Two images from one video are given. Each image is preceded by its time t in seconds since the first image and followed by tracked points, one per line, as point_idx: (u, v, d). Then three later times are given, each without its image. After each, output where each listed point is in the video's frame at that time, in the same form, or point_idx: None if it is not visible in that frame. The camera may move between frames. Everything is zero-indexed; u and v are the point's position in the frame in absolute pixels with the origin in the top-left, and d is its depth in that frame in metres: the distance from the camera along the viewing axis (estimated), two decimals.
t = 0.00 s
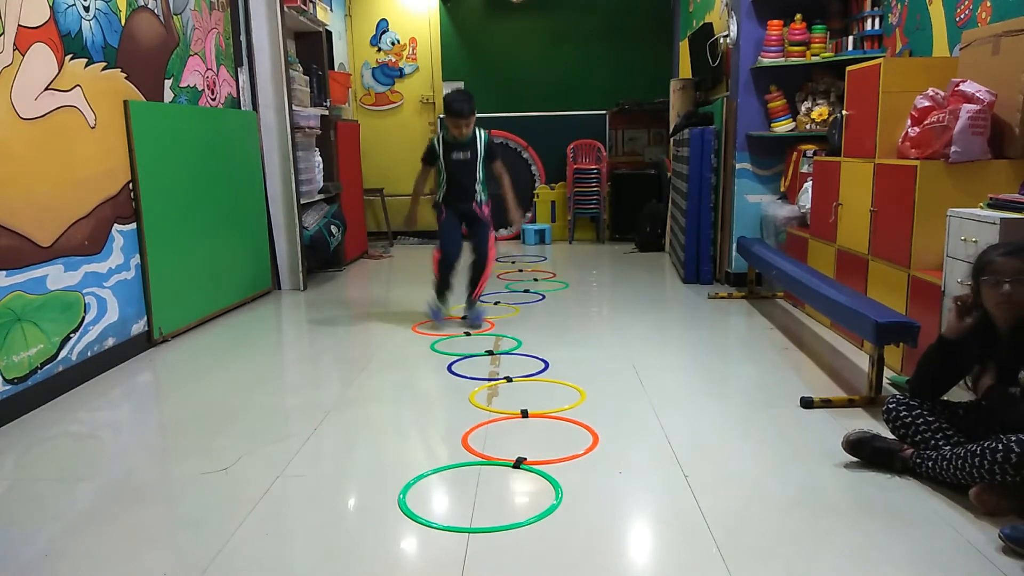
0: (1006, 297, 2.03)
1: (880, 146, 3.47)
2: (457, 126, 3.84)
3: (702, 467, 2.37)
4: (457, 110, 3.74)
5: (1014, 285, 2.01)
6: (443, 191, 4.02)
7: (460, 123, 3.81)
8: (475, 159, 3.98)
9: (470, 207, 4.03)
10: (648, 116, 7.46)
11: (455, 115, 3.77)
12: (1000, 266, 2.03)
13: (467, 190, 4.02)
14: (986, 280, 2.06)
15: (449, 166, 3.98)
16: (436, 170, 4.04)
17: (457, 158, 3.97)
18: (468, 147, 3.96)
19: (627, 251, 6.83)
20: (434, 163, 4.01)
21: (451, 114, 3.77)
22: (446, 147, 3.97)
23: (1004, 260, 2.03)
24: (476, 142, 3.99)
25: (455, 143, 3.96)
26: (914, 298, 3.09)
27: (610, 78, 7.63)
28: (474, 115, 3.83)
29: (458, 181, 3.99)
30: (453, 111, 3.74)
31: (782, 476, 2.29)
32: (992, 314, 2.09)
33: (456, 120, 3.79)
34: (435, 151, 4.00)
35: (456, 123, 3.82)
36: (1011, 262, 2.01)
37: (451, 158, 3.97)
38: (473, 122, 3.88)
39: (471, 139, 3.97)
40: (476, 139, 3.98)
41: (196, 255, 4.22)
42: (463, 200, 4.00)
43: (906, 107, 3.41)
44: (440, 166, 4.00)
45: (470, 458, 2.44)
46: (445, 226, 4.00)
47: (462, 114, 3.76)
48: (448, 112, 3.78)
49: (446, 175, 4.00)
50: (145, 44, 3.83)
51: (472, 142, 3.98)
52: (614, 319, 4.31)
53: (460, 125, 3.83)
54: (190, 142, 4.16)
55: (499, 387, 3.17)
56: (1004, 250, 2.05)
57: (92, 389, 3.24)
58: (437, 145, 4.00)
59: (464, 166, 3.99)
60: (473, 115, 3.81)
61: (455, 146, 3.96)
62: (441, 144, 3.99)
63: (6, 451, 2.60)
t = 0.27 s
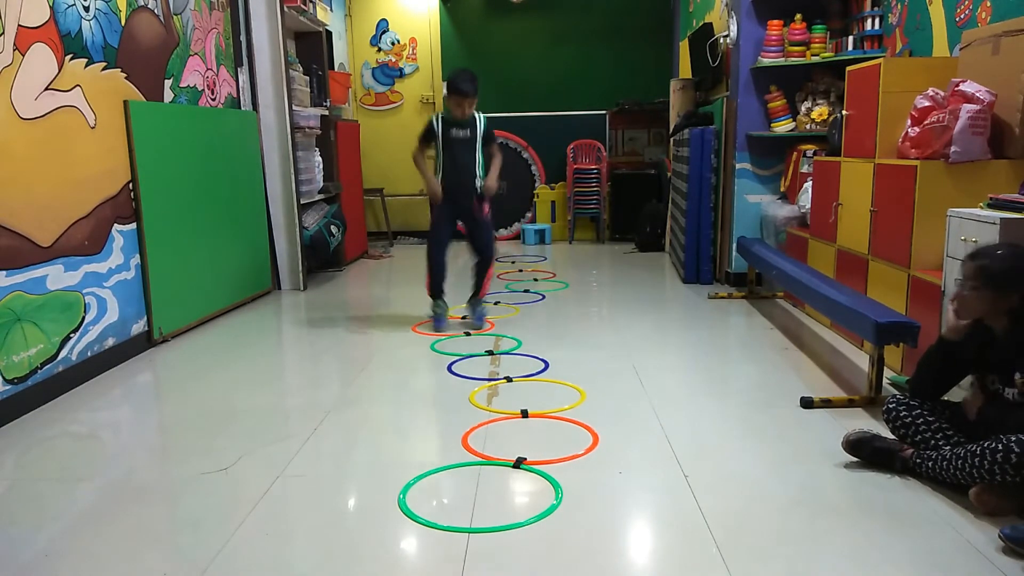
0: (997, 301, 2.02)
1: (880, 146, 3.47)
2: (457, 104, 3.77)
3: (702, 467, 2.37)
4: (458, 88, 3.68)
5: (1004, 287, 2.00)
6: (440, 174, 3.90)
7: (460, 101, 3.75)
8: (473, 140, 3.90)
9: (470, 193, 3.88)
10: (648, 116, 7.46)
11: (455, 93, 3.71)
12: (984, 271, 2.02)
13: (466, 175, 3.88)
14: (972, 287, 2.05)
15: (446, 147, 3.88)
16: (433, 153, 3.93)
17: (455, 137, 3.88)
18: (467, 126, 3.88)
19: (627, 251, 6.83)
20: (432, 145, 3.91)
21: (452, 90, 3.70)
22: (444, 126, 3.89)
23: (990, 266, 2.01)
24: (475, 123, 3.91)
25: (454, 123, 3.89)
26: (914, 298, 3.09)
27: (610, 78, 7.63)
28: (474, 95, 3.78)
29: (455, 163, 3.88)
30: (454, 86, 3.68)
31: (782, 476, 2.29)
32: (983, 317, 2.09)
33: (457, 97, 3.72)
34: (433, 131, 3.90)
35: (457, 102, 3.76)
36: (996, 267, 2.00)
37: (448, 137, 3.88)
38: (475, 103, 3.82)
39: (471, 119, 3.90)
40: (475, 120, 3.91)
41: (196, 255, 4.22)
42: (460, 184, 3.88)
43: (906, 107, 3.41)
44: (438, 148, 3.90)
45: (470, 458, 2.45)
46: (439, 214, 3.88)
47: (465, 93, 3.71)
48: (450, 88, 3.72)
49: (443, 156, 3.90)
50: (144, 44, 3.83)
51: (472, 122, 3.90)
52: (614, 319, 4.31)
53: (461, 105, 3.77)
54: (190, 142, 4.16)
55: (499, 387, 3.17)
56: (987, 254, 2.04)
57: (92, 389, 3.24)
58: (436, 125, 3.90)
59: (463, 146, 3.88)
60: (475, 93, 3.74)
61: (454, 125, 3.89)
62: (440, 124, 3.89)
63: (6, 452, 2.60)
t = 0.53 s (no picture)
0: (982, 302, 2.06)
1: (880, 146, 3.47)
2: (461, 130, 3.59)
3: (702, 466, 2.37)
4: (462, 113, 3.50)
5: (988, 289, 2.05)
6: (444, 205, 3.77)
7: (465, 125, 3.56)
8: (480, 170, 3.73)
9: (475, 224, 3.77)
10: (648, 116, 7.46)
11: (461, 118, 3.53)
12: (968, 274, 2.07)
13: (471, 206, 3.76)
14: (955, 289, 2.11)
15: (452, 179, 3.73)
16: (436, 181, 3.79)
17: (461, 168, 3.72)
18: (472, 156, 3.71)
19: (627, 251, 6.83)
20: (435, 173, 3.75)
21: (457, 116, 3.52)
22: (449, 156, 3.72)
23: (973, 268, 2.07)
24: (481, 152, 3.73)
25: (459, 151, 3.71)
26: (914, 298, 3.09)
27: (610, 78, 7.63)
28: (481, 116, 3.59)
29: (461, 195, 3.75)
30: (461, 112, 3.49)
31: (781, 476, 2.29)
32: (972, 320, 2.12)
33: (462, 122, 3.54)
34: (438, 160, 3.74)
35: (462, 126, 3.57)
36: (978, 268, 2.06)
37: (454, 168, 3.72)
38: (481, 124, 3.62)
39: (476, 149, 3.71)
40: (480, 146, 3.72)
41: (196, 255, 4.23)
42: (466, 216, 3.76)
43: (906, 108, 3.41)
44: (442, 178, 3.75)
45: (470, 459, 2.44)
46: (442, 244, 3.76)
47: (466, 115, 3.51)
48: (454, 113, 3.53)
49: (448, 188, 3.76)
50: (144, 44, 3.83)
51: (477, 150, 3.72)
52: (613, 319, 4.31)
53: (466, 130, 3.59)
54: (190, 142, 4.16)
55: (499, 387, 3.17)
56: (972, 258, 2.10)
57: (91, 389, 3.24)
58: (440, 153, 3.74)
59: (467, 177, 3.72)
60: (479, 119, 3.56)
61: (459, 155, 3.71)
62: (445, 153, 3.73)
63: (6, 451, 2.60)
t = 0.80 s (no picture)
0: (981, 300, 2.06)
1: (880, 146, 3.47)
2: (468, 111, 3.44)
3: (702, 467, 2.37)
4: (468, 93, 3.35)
5: (987, 287, 2.05)
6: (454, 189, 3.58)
7: (472, 104, 3.41)
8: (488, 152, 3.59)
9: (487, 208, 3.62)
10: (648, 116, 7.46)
11: (469, 98, 3.38)
12: (967, 271, 2.08)
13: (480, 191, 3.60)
14: (955, 286, 2.12)
15: (459, 163, 3.56)
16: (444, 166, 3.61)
17: (469, 150, 3.56)
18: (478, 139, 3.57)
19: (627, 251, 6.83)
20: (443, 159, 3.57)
21: (464, 94, 3.37)
22: (456, 140, 3.56)
23: (972, 265, 2.07)
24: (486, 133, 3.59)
25: (466, 135, 3.56)
26: (914, 298, 3.09)
27: (610, 78, 7.63)
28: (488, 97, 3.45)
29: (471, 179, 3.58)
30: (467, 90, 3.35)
31: (781, 476, 2.30)
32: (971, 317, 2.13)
33: (468, 101, 3.40)
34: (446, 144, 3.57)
35: (468, 107, 3.42)
36: (977, 266, 2.06)
37: (463, 153, 3.54)
38: (487, 105, 3.49)
39: (483, 130, 3.58)
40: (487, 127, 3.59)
41: (196, 256, 4.22)
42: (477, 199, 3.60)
43: (906, 108, 3.41)
44: (450, 162, 3.57)
45: (470, 459, 2.44)
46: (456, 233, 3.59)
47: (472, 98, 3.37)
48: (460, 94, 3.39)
49: (455, 172, 3.58)
50: (144, 44, 3.83)
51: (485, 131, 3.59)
52: (613, 319, 4.31)
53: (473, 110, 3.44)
54: (190, 142, 4.16)
55: (499, 387, 3.17)
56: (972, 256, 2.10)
57: (91, 389, 3.24)
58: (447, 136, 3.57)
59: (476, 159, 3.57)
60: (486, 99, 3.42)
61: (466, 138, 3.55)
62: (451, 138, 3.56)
63: (6, 452, 2.60)
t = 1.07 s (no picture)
0: (982, 300, 2.06)
1: (880, 146, 3.47)
2: (470, 102, 3.31)
3: (702, 467, 2.37)
4: (471, 88, 3.22)
5: (987, 287, 2.05)
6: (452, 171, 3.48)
7: (475, 97, 3.28)
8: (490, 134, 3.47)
9: (487, 195, 3.47)
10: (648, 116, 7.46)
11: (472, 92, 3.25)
12: (968, 270, 2.08)
13: (480, 176, 3.46)
14: (955, 286, 2.12)
15: (460, 142, 3.45)
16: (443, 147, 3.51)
17: (470, 132, 3.44)
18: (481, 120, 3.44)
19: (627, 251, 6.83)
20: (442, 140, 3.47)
21: (468, 85, 3.23)
22: (456, 121, 3.44)
23: (972, 265, 2.08)
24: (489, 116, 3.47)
25: (468, 116, 3.44)
26: (914, 298, 3.09)
27: (610, 78, 7.63)
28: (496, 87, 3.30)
29: (469, 163, 3.45)
30: (470, 83, 3.21)
31: (781, 476, 2.30)
32: (971, 316, 2.13)
33: (472, 93, 3.26)
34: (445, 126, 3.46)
35: (472, 98, 3.28)
36: (978, 265, 2.07)
37: (462, 132, 3.44)
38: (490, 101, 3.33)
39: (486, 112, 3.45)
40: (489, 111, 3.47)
41: (196, 256, 4.22)
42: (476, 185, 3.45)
43: (906, 108, 3.41)
44: (449, 142, 3.46)
45: (470, 459, 2.44)
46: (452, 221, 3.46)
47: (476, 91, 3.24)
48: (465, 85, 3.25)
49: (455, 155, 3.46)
50: (144, 44, 3.83)
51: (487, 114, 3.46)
52: (613, 319, 4.31)
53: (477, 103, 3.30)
54: (190, 142, 4.16)
55: (499, 387, 3.17)
56: (970, 256, 2.11)
57: (91, 389, 3.24)
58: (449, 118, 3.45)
59: (477, 141, 3.45)
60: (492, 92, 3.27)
61: (467, 119, 3.43)
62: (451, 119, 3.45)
63: (6, 452, 2.60)
